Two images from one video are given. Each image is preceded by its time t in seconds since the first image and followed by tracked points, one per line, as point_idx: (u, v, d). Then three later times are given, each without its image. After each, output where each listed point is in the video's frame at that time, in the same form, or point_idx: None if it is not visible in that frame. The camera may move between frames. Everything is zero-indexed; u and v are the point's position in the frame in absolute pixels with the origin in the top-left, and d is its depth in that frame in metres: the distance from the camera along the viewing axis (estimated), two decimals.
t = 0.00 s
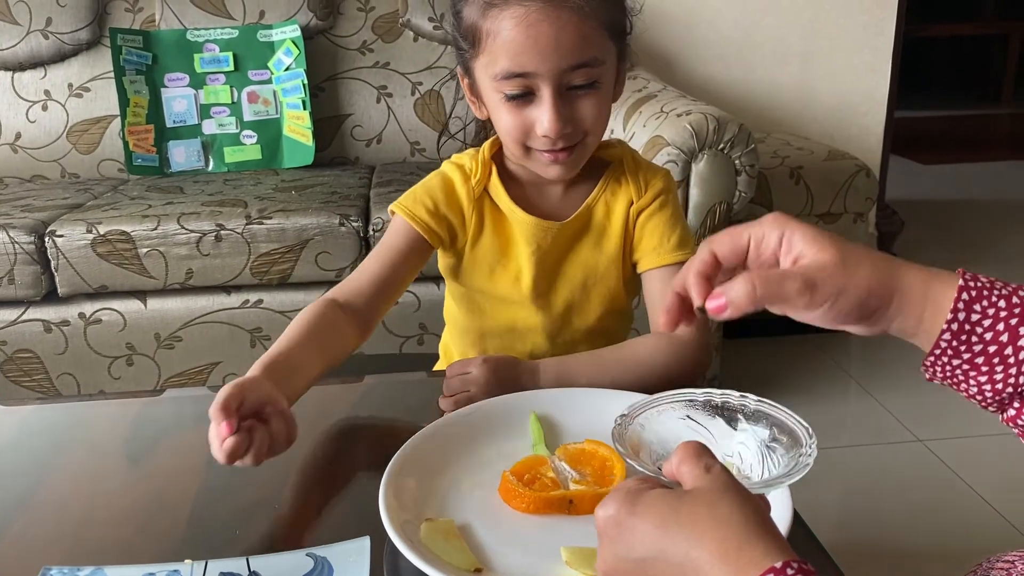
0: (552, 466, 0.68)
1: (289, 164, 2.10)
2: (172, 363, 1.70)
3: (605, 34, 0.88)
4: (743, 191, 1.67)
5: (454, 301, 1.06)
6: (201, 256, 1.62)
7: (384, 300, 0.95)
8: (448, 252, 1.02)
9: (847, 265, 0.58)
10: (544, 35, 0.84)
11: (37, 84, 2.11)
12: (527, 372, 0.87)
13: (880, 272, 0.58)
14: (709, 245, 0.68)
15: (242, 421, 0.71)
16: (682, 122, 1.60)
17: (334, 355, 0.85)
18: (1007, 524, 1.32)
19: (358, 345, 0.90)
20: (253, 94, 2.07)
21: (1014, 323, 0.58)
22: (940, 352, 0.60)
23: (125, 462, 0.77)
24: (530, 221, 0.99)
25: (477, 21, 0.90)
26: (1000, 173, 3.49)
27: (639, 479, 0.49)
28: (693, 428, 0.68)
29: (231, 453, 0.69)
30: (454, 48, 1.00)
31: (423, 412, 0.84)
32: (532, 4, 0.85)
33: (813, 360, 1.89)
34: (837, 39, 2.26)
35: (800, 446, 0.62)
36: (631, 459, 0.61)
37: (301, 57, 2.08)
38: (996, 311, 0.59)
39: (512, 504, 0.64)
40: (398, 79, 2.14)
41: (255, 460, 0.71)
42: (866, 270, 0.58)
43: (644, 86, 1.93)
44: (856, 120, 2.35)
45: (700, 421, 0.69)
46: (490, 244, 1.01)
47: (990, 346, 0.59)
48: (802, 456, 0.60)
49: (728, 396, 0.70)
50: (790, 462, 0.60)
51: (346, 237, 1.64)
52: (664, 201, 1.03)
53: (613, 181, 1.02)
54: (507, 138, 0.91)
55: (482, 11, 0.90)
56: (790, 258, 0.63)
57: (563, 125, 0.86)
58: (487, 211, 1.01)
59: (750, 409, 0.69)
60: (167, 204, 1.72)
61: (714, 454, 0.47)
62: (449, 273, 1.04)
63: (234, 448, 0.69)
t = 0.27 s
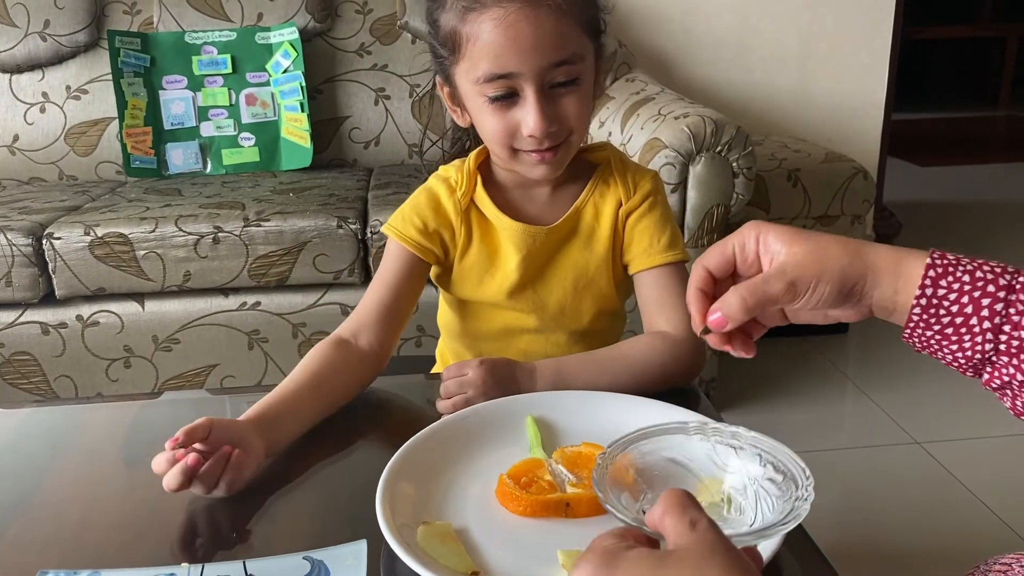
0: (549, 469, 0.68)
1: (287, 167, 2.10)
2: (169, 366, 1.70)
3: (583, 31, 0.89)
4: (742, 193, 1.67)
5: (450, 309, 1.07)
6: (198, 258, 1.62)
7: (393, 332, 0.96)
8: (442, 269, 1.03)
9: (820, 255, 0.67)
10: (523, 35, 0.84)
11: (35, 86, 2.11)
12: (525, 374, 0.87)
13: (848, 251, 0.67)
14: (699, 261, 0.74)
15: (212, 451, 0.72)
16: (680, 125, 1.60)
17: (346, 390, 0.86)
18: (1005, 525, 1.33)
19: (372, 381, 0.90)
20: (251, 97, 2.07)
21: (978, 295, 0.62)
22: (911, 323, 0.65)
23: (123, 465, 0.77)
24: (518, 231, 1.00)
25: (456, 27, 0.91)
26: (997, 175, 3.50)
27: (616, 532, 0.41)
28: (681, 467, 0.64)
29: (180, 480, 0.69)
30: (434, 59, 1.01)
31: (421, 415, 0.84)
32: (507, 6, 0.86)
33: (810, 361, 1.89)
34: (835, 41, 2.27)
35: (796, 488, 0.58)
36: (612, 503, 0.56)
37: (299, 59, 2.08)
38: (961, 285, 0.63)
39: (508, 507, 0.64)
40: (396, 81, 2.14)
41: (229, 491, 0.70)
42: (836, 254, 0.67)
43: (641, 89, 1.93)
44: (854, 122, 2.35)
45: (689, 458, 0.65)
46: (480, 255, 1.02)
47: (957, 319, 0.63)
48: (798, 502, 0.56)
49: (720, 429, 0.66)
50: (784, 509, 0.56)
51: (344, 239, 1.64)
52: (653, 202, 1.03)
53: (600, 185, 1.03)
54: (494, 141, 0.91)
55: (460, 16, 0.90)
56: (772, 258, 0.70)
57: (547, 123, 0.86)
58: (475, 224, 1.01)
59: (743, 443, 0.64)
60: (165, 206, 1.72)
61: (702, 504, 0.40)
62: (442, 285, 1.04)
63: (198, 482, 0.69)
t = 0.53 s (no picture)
0: (551, 471, 0.69)
1: (287, 168, 2.10)
2: (169, 367, 1.70)
3: (564, 41, 0.89)
4: (741, 196, 1.68)
5: (451, 313, 1.08)
6: (199, 260, 1.62)
7: (393, 336, 0.96)
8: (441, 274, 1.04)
9: (756, 324, 0.61)
10: (503, 52, 0.84)
11: (35, 88, 2.11)
12: (526, 376, 0.87)
13: (781, 307, 0.61)
14: (653, 367, 0.67)
15: (214, 453, 0.73)
16: (679, 127, 1.60)
17: (348, 395, 0.86)
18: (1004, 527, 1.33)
19: (375, 386, 0.90)
20: (251, 98, 2.08)
21: (901, 319, 0.60)
22: (846, 355, 0.62)
23: (125, 467, 0.77)
24: (515, 237, 1.00)
25: (438, 49, 0.91)
26: (996, 177, 3.51)
27: None
28: (661, 499, 0.61)
29: (181, 477, 0.69)
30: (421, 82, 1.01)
31: (422, 417, 0.84)
32: (484, 23, 0.86)
33: (810, 363, 1.89)
34: (835, 43, 2.27)
35: (782, 523, 0.55)
36: (586, 544, 0.53)
37: (299, 61, 2.08)
38: (883, 312, 0.60)
39: (510, 509, 0.64)
40: (396, 83, 2.14)
41: (228, 494, 0.70)
42: (769, 317, 0.61)
43: (641, 91, 1.94)
44: (854, 124, 2.35)
45: (670, 488, 0.61)
46: (479, 260, 1.02)
47: (886, 344, 0.60)
48: (785, 541, 0.53)
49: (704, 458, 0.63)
50: (771, 547, 0.53)
51: (344, 241, 1.64)
52: (651, 205, 1.03)
53: (598, 189, 1.03)
54: (490, 158, 0.91)
55: (441, 39, 0.90)
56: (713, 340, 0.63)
57: (537, 136, 0.85)
58: (474, 230, 1.02)
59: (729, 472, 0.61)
60: (166, 208, 1.72)
61: None
62: (443, 290, 1.05)
63: (198, 480, 0.69)
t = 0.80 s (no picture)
0: (552, 471, 0.69)
1: (287, 168, 2.10)
2: (170, 367, 1.70)
3: (553, 49, 0.88)
4: (742, 197, 1.68)
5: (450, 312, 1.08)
6: (200, 260, 1.62)
7: (393, 335, 0.96)
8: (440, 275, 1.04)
9: (726, 369, 0.63)
10: (489, 63, 0.84)
11: (36, 88, 2.11)
12: (527, 376, 0.87)
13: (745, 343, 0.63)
14: (640, 422, 0.69)
15: (215, 450, 0.72)
16: (680, 128, 1.60)
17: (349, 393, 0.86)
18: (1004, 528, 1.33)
19: (375, 385, 0.90)
20: (252, 98, 2.08)
21: (866, 342, 0.61)
22: (815, 377, 0.63)
23: (127, 466, 0.77)
24: (513, 239, 1.00)
25: (427, 56, 0.91)
26: (996, 178, 3.51)
27: None
28: (654, 502, 0.61)
29: (184, 474, 0.69)
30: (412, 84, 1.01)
31: (424, 416, 0.84)
32: (468, 34, 0.86)
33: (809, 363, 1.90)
34: (835, 44, 2.27)
35: (774, 527, 0.55)
36: (578, 546, 0.53)
37: (300, 61, 2.08)
38: (848, 336, 0.61)
39: (511, 509, 0.64)
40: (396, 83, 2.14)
41: (230, 493, 0.70)
42: (736, 358, 0.63)
43: (641, 91, 1.94)
44: (854, 124, 2.36)
45: (663, 492, 0.61)
46: (478, 260, 1.02)
47: (852, 366, 0.62)
48: (777, 546, 0.53)
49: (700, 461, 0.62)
50: (762, 551, 0.53)
51: (345, 241, 1.64)
52: (648, 206, 1.03)
53: (596, 190, 1.03)
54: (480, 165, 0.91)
55: (429, 45, 0.90)
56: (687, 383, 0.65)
57: (523, 144, 0.85)
58: (472, 232, 1.02)
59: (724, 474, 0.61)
60: (166, 208, 1.72)
61: None
62: (442, 289, 1.05)
63: (199, 478, 0.69)
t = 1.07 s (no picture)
0: (553, 470, 0.69)
1: (287, 168, 2.10)
2: (170, 367, 1.70)
3: (548, 62, 0.88)
4: (742, 197, 1.67)
5: (449, 313, 1.08)
6: (200, 259, 1.63)
7: (392, 334, 0.96)
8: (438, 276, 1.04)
9: (712, 382, 0.62)
10: (484, 75, 0.83)
11: (37, 87, 2.11)
12: (528, 376, 0.87)
13: (730, 355, 0.62)
14: (635, 428, 0.69)
15: (216, 448, 0.72)
16: (680, 128, 1.61)
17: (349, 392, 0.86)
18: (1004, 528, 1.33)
19: (374, 383, 0.90)
20: (252, 98, 2.08)
21: (855, 350, 0.59)
22: (804, 386, 0.62)
23: (128, 465, 0.77)
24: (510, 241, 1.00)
25: (422, 65, 0.90)
26: (997, 178, 3.51)
27: None
28: (656, 501, 0.61)
29: (185, 475, 0.69)
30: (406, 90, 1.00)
31: (424, 416, 0.84)
32: (463, 46, 0.86)
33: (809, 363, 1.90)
34: (836, 44, 2.27)
35: (777, 526, 0.55)
36: (582, 542, 0.53)
37: (300, 61, 2.08)
38: (836, 345, 0.59)
39: (512, 508, 0.64)
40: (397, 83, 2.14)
41: (231, 492, 0.70)
42: (720, 370, 0.62)
43: (641, 91, 1.94)
44: (854, 124, 2.35)
45: (666, 492, 0.61)
46: (475, 262, 1.02)
47: (842, 374, 0.60)
48: (780, 545, 0.53)
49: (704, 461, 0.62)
50: (766, 551, 0.53)
51: (345, 240, 1.64)
52: (645, 206, 1.03)
53: (592, 193, 1.03)
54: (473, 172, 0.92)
55: (425, 54, 0.90)
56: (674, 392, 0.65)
57: (516, 155, 0.85)
58: (470, 234, 1.02)
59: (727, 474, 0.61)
60: (167, 207, 1.72)
61: None
62: (441, 291, 1.05)
63: (200, 478, 0.69)
